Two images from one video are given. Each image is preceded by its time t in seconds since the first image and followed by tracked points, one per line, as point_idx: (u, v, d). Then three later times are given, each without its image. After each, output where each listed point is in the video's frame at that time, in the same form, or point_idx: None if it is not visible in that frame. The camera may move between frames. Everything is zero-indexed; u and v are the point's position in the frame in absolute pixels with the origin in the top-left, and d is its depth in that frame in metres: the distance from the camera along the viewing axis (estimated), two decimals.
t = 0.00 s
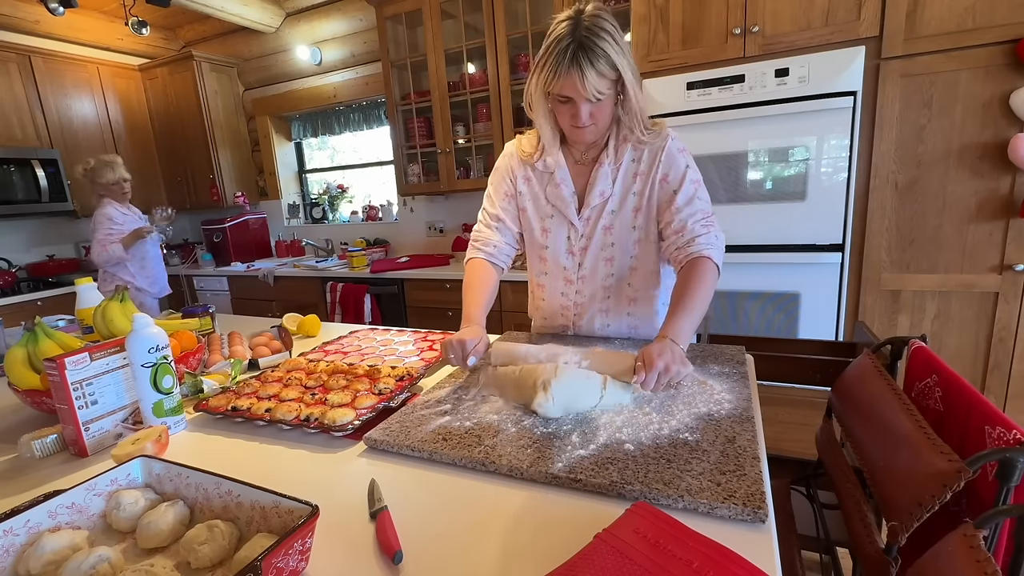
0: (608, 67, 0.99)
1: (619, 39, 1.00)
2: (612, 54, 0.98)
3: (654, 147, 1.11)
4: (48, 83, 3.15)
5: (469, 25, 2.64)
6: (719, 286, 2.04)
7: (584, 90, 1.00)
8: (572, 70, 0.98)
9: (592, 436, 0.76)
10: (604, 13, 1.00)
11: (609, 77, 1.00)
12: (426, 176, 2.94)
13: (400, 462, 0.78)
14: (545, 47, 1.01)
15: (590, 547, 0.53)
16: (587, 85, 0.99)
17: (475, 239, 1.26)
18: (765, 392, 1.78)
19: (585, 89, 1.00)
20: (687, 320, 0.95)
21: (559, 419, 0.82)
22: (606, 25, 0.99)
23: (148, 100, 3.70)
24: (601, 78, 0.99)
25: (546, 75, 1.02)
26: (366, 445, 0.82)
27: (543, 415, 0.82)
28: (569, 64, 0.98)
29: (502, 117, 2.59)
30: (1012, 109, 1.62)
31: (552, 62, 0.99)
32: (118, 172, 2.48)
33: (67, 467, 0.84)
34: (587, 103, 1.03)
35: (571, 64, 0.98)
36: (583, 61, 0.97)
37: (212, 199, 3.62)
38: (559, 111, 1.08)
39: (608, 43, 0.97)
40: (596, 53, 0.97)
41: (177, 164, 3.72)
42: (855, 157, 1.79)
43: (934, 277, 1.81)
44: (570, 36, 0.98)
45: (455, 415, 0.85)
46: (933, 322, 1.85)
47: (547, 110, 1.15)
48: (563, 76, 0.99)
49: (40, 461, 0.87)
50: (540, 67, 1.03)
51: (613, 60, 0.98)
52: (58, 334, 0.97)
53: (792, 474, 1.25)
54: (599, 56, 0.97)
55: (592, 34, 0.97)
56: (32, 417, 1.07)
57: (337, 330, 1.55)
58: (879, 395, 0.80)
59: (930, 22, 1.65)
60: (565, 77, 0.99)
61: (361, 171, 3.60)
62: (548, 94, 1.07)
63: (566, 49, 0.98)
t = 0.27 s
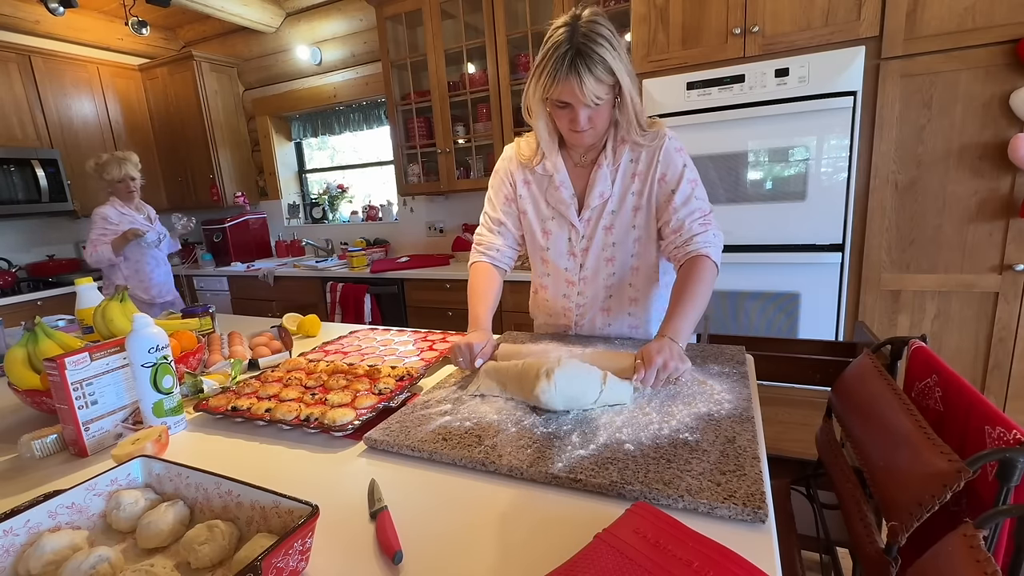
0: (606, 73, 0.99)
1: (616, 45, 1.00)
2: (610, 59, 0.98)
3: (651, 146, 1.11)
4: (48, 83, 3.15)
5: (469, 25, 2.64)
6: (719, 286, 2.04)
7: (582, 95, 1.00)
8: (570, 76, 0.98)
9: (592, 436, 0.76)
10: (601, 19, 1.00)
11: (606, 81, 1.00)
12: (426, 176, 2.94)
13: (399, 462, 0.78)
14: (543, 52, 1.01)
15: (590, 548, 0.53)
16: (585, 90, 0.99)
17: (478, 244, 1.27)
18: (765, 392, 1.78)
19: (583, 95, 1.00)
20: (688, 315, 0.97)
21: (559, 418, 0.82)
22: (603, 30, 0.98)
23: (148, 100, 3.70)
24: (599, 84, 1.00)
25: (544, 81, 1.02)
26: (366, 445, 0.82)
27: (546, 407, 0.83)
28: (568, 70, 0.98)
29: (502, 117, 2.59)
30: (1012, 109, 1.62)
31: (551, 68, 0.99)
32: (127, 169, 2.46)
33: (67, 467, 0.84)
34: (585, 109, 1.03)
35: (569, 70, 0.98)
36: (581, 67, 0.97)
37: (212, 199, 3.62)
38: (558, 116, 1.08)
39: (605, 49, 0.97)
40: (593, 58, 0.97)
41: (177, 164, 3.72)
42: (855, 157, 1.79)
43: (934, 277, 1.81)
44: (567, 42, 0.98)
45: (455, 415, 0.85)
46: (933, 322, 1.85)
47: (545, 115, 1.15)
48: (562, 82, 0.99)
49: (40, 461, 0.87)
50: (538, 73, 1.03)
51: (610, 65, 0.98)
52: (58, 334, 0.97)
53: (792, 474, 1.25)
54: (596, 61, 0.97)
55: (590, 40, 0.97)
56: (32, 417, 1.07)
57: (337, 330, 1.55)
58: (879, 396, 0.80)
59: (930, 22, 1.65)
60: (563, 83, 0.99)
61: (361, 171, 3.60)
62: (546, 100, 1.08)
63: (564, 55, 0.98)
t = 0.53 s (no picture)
0: (603, 75, 0.99)
1: (613, 48, 1.00)
2: (607, 61, 0.98)
3: (649, 146, 1.11)
4: (48, 83, 3.15)
5: (469, 25, 2.64)
6: (719, 286, 2.04)
7: (580, 98, 1.00)
8: (568, 79, 0.98)
9: (593, 435, 0.76)
10: (597, 23, 1.00)
11: (604, 85, 1.00)
12: (426, 176, 2.94)
13: (399, 462, 0.78)
14: (541, 57, 1.01)
15: (591, 548, 0.53)
16: (583, 93, 0.99)
17: (479, 245, 1.27)
18: (765, 392, 1.78)
19: (582, 97, 1.00)
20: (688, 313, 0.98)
21: (559, 419, 0.82)
22: (600, 33, 0.98)
23: (148, 100, 3.70)
24: (597, 86, 1.00)
25: (543, 85, 1.02)
26: (366, 445, 0.82)
27: (546, 408, 0.82)
28: (565, 73, 0.98)
29: (502, 117, 2.59)
30: (1012, 109, 1.62)
31: (549, 72, 0.99)
32: (151, 172, 2.41)
33: (67, 467, 0.84)
34: (583, 111, 1.03)
35: (567, 74, 0.98)
36: (578, 70, 0.97)
37: (212, 199, 3.61)
38: (556, 119, 1.08)
39: (602, 53, 0.97)
40: (591, 61, 0.97)
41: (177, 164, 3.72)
42: (855, 157, 1.79)
43: (934, 277, 1.81)
44: (565, 46, 0.99)
45: (455, 415, 0.85)
46: (933, 322, 1.85)
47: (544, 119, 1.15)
48: (560, 85, 0.99)
49: (40, 461, 0.86)
50: (535, 78, 1.03)
51: (607, 68, 0.98)
52: (58, 334, 0.97)
53: (792, 474, 1.25)
54: (593, 65, 0.97)
55: (587, 44, 0.97)
56: (32, 417, 1.07)
57: (337, 330, 1.55)
58: (879, 396, 0.80)
59: (931, 22, 1.65)
60: (561, 86, 0.99)
61: (361, 171, 3.60)
62: (545, 104, 1.08)
63: (562, 59, 0.98)
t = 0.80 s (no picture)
0: (604, 75, 0.99)
1: (614, 48, 1.00)
2: (608, 62, 0.98)
3: (649, 146, 1.11)
4: (48, 83, 3.15)
5: (469, 25, 2.64)
6: (719, 287, 2.04)
7: (581, 98, 1.00)
8: (569, 80, 0.98)
9: (593, 435, 0.76)
10: (599, 24, 1.00)
11: (605, 85, 1.01)
12: (426, 176, 2.94)
13: (399, 462, 0.78)
14: (542, 57, 1.01)
15: (590, 547, 0.53)
16: (584, 93, 1.00)
17: (483, 247, 1.28)
18: (765, 392, 1.78)
19: (583, 97, 1.00)
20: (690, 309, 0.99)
21: (559, 419, 0.81)
22: (601, 34, 0.99)
23: (148, 100, 3.70)
24: (598, 87, 1.00)
25: (544, 85, 1.02)
26: (366, 445, 0.82)
27: (546, 408, 0.82)
28: (567, 74, 0.98)
29: (502, 117, 2.59)
30: (1012, 108, 1.62)
31: (550, 72, 0.99)
32: (187, 167, 2.39)
33: (67, 467, 0.84)
34: (585, 110, 1.03)
35: (568, 74, 0.98)
36: (579, 71, 0.97)
37: (212, 199, 3.61)
38: (557, 119, 1.09)
39: (604, 53, 0.98)
40: (592, 62, 0.97)
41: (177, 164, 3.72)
42: (855, 157, 1.79)
43: (934, 277, 1.81)
44: (566, 46, 0.99)
45: (455, 414, 0.85)
46: (933, 322, 1.85)
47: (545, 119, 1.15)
48: (561, 85, 0.99)
49: (40, 461, 0.87)
50: (537, 78, 1.04)
51: (608, 68, 0.98)
52: (58, 334, 0.97)
53: (792, 474, 1.25)
54: (595, 66, 0.98)
55: (588, 44, 0.97)
56: (31, 417, 1.07)
57: (337, 330, 1.55)
58: (879, 396, 0.80)
59: (930, 22, 1.65)
60: (563, 86, 0.99)
61: (361, 171, 3.60)
62: (546, 104, 1.08)
63: (564, 59, 0.98)
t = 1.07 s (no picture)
0: (605, 70, 0.99)
1: (615, 45, 1.00)
2: (609, 57, 0.98)
3: (649, 146, 1.11)
4: (48, 83, 3.15)
5: (469, 26, 2.64)
6: (719, 287, 2.04)
7: (583, 92, 1.00)
8: (570, 75, 0.98)
9: (592, 436, 0.76)
10: (598, 21, 1.01)
11: (606, 81, 1.01)
12: (426, 176, 2.94)
13: (399, 462, 0.78)
14: (543, 54, 1.02)
15: (591, 547, 0.53)
16: (586, 87, 0.99)
17: (485, 246, 1.29)
18: (765, 392, 1.78)
19: (584, 92, 1.00)
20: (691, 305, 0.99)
21: (559, 419, 0.81)
22: (602, 30, 0.99)
23: (148, 101, 3.70)
24: (599, 82, 1.00)
25: (546, 81, 1.02)
26: (367, 445, 0.82)
27: (547, 409, 0.82)
28: (568, 69, 0.98)
29: (502, 117, 2.59)
30: (1012, 108, 1.62)
31: (552, 67, 0.99)
32: (214, 165, 2.37)
33: (67, 467, 0.84)
34: (587, 106, 1.03)
35: (569, 69, 0.98)
36: (581, 65, 0.97)
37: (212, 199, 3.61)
38: (558, 115, 1.08)
39: (604, 48, 0.98)
40: (593, 56, 0.97)
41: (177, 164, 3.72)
42: (855, 157, 1.79)
43: (934, 277, 1.81)
44: (567, 43, 0.99)
45: (455, 415, 0.85)
46: (933, 322, 1.85)
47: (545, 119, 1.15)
48: (563, 80, 0.99)
49: (40, 461, 0.86)
50: (539, 75, 1.04)
51: (610, 63, 0.98)
52: (58, 334, 0.97)
53: (792, 474, 1.25)
54: (596, 60, 0.98)
55: (589, 40, 0.98)
56: (31, 417, 1.07)
57: (338, 329, 1.55)
58: (879, 396, 0.80)
59: (930, 22, 1.65)
60: (564, 81, 0.99)
61: (361, 171, 3.60)
62: (548, 101, 1.08)
63: (565, 54, 0.99)
